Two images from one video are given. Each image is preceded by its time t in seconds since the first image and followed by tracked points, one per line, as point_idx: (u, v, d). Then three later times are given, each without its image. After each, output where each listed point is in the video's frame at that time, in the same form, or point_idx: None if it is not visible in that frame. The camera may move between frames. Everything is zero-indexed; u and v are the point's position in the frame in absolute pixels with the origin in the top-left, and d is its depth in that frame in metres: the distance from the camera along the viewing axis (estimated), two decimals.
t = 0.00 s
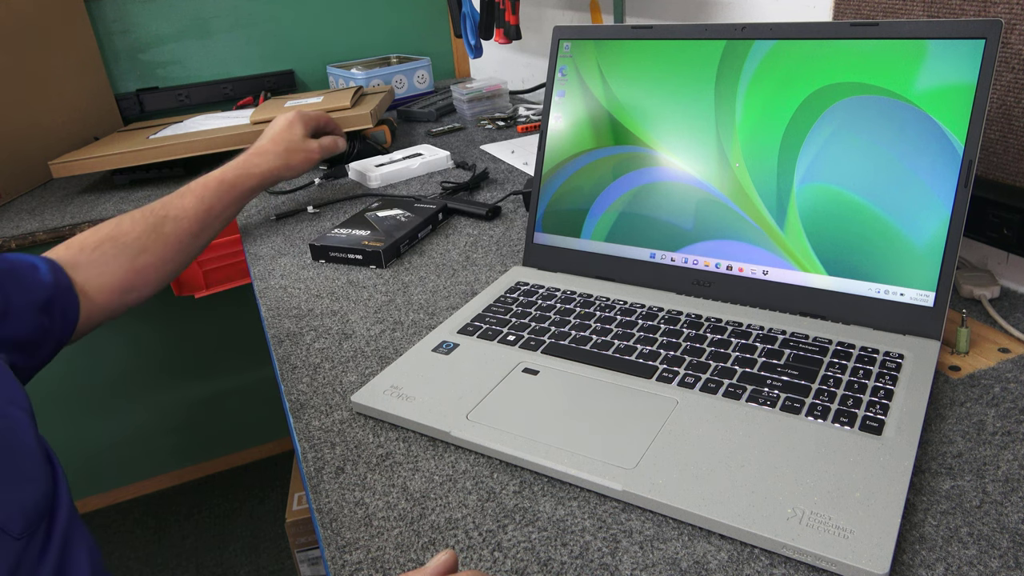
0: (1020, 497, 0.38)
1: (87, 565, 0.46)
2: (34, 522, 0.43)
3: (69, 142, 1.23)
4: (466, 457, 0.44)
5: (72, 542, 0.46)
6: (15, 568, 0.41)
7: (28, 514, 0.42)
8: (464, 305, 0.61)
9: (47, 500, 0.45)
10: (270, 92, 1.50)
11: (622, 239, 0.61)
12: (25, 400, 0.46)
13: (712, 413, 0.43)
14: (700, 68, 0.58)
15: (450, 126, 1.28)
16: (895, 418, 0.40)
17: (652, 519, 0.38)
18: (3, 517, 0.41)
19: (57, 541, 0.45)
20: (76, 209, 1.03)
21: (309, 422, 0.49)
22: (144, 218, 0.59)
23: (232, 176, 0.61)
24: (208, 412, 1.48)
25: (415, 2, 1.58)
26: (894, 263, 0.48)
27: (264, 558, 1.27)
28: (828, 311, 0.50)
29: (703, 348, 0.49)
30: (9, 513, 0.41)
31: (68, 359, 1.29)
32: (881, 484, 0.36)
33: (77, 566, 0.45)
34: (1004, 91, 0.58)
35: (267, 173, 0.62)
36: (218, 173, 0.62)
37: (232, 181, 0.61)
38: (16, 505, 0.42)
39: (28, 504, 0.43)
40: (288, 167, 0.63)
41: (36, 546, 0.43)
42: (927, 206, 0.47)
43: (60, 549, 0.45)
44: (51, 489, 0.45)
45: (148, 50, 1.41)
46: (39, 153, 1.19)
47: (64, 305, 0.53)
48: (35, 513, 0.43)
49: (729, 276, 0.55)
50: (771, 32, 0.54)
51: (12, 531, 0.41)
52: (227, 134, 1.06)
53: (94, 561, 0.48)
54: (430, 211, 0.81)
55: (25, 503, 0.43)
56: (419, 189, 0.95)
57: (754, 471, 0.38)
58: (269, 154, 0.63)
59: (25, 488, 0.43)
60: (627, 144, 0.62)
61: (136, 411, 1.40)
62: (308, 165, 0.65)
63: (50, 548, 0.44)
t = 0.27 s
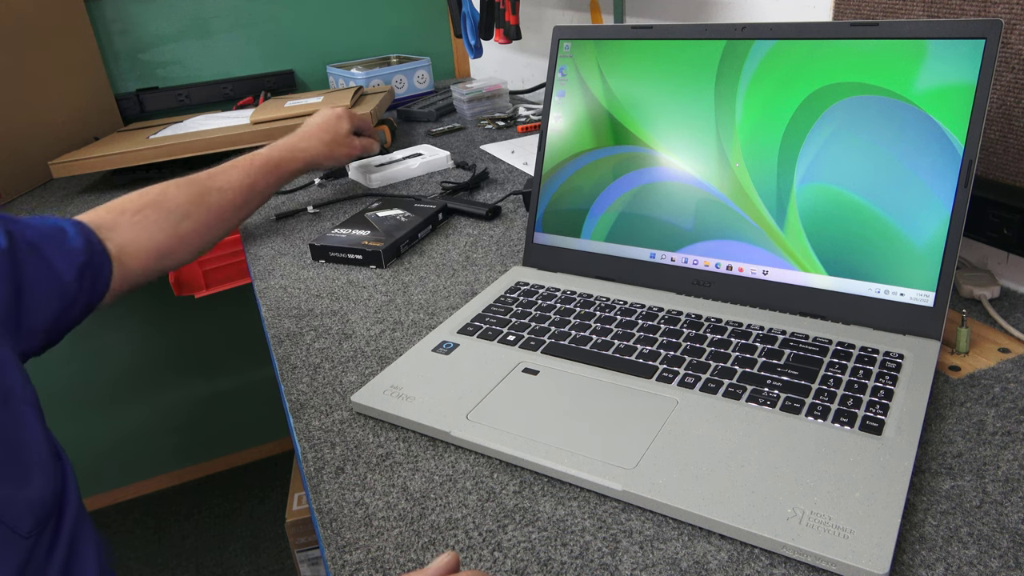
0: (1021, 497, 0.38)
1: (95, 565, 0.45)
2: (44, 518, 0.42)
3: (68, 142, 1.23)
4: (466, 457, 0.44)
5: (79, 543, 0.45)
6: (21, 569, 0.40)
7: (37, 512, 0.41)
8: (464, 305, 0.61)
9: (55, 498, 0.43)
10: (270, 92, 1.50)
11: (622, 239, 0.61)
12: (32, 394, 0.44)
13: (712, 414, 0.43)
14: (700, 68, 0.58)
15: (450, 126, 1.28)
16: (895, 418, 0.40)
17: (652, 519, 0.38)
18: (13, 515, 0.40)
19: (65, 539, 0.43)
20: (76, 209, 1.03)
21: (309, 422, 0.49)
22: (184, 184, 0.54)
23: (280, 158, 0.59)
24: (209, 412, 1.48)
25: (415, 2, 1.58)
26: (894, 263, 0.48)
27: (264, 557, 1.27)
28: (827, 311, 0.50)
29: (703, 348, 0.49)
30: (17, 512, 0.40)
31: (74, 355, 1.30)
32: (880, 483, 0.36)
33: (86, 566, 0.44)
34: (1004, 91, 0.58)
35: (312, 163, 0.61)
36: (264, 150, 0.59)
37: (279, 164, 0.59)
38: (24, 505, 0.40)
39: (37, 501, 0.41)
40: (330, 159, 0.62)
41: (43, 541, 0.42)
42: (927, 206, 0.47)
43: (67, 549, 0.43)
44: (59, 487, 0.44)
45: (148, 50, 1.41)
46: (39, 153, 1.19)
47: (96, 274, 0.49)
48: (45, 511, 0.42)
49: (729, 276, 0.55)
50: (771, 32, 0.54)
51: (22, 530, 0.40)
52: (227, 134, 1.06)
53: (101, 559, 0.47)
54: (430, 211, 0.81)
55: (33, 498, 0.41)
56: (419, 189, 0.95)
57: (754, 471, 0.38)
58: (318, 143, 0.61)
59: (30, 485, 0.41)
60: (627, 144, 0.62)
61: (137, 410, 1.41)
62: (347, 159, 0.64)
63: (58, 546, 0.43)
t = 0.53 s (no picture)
0: (1021, 497, 0.38)
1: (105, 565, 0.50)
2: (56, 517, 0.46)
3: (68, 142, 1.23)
4: (466, 457, 0.44)
5: (88, 539, 0.50)
6: (33, 567, 0.44)
7: (50, 508, 0.45)
8: (464, 305, 0.61)
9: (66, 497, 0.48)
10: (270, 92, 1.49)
11: (622, 239, 0.61)
12: (45, 380, 0.49)
13: (712, 414, 0.43)
14: (700, 68, 0.58)
15: (450, 126, 1.28)
16: (895, 418, 0.40)
17: (652, 519, 0.38)
18: (27, 510, 0.44)
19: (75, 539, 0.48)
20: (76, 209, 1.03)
21: (309, 422, 0.49)
22: (225, 163, 0.74)
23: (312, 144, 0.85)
24: (209, 413, 1.48)
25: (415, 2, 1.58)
26: (894, 264, 0.48)
27: (265, 558, 1.27)
28: (828, 311, 0.50)
29: (703, 348, 0.49)
30: (31, 507, 0.44)
31: (76, 355, 1.31)
32: (880, 483, 0.36)
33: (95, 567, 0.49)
34: (1004, 91, 0.58)
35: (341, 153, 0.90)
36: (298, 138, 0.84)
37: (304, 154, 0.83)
38: (37, 499, 0.45)
39: (50, 499, 0.46)
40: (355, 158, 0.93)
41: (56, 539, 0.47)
42: (927, 206, 0.47)
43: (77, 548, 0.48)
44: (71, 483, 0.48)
45: (148, 50, 1.41)
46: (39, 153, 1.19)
47: (118, 252, 0.57)
48: (57, 506, 0.46)
49: (730, 276, 0.55)
50: (771, 32, 0.54)
51: (34, 525, 0.44)
52: (227, 134, 1.06)
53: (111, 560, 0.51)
54: (430, 211, 0.81)
55: (45, 495, 0.45)
56: (419, 189, 0.95)
57: (754, 471, 0.38)
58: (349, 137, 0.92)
59: (42, 481, 0.45)
60: (627, 144, 0.62)
61: (138, 410, 1.41)
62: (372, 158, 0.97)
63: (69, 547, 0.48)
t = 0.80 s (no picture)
0: (1021, 497, 0.38)
1: (115, 565, 0.50)
2: (66, 515, 0.47)
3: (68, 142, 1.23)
4: (466, 457, 0.44)
5: (99, 546, 0.49)
6: (44, 567, 0.45)
7: (60, 506, 0.46)
8: (464, 305, 0.61)
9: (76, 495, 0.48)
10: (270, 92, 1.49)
11: (622, 239, 0.61)
12: (57, 381, 0.49)
13: (712, 414, 0.43)
14: (700, 68, 0.58)
15: (450, 126, 1.27)
16: (895, 418, 0.40)
17: (652, 519, 0.38)
18: (39, 509, 0.45)
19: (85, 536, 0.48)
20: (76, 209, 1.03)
21: (309, 422, 0.49)
22: (238, 162, 0.74)
23: (326, 139, 0.85)
24: (209, 413, 1.49)
25: (415, 2, 1.58)
26: (894, 263, 0.48)
27: (264, 558, 1.27)
28: (827, 311, 0.50)
29: (703, 348, 0.49)
30: (43, 506, 0.45)
31: (77, 357, 1.31)
32: (880, 483, 0.36)
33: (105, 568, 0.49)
34: (1004, 91, 0.58)
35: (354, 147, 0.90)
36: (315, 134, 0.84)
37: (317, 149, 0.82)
38: (47, 497, 0.45)
39: (59, 496, 0.46)
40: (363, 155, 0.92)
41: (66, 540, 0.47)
42: (927, 205, 0.47)
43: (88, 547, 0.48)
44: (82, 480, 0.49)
45: (148, 50, 1.41)
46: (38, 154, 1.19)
47: (130, 253, 0.58)
48: (67, 505, 0.47)
49: (729, 276, 0.55)
50: (771, 32, 0.54)
51: (45, 524, 0.45)
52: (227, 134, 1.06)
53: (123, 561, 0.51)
54: (430, 211, 0.81)
55: (55, 493, 0.46)
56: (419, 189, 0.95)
57: (754, 471, 0.38)
58: (363, 132, 0.92)
59: (53, 479, 0.46)
60: (627, 144, 0.62)
61: (139, 410, 1.41)
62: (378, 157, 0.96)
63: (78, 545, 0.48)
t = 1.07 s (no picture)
0: (1020, 497, 0.38)
1: (121, 566, 0.49)
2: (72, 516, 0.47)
3: (68, 142, 1.23)
4: (466, 457, 0.44)
5: (103, 548, 0.49)
6: (50, 569, 0.45)
7: (67, 508, 0.46)
8: (464, 305, 0.61)
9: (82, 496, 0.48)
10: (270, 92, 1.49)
11: (621, 239, 0.61)
12: (61, 382, 0.49)
13: (712, 413, 0.43)
14: (700, 68, 0.58)
15: (450, 126, 1.28)
16: (895, 418, 0.40)
17: (652, 519, 0.38)
18: (44, 512, 0.45)
19: (91, 536, 0.48)
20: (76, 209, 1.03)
21: (309, 422, 0.49)
22: (241, 162, 0.74)
23: (330, 140, 0.85)
24: (210, 412, 1.49)
25: (414, 2, 1.58)
26: (894, 263, 0.48)
27: (265, 558, 1.27)
28: (827, 311, 0.50)
29: (703, 348, 0.49)
30: (49, 509, 0.45)
31: (81, 356, 1.32)
32: (880, 483, 0.36)
33: (110, 568, 0.48)
34: (1004, 91, 0.58)
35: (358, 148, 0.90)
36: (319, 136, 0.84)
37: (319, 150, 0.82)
38: (52, 499, 0.45)
39: (66, 499, 0.46)
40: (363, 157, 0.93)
41: (71, 542, 0.47)
42: (927, 206, 0.47)
43: (93, 548, 0.48)
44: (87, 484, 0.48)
45: (148, 50, 1.41)
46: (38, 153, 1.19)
47: (134, 253, 0.58)
48: (74, 508, 0.47)
49: (729, 276, 0.55)
50: (771, 32, 0.54)
51: (51, 527, 0.45)
52: (227, 134, 1.06)
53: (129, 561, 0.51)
54: (430, 211, 0.81)
55: (62, 495, 0.46)
56: (419, 189, 0.95)
57: (754, 471, 0.38)
58: (365, 133, 0.92)
59: (58, 482, 0.46)
60: (627, 144, 0.62)
61: (141, 409, 1.42)
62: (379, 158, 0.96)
63: (83, 546, 0.47)
